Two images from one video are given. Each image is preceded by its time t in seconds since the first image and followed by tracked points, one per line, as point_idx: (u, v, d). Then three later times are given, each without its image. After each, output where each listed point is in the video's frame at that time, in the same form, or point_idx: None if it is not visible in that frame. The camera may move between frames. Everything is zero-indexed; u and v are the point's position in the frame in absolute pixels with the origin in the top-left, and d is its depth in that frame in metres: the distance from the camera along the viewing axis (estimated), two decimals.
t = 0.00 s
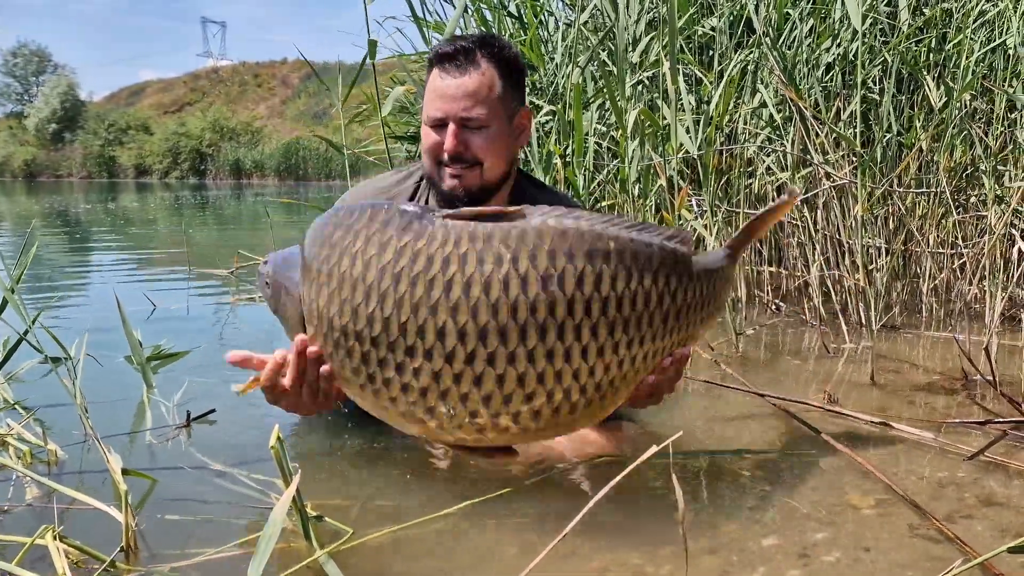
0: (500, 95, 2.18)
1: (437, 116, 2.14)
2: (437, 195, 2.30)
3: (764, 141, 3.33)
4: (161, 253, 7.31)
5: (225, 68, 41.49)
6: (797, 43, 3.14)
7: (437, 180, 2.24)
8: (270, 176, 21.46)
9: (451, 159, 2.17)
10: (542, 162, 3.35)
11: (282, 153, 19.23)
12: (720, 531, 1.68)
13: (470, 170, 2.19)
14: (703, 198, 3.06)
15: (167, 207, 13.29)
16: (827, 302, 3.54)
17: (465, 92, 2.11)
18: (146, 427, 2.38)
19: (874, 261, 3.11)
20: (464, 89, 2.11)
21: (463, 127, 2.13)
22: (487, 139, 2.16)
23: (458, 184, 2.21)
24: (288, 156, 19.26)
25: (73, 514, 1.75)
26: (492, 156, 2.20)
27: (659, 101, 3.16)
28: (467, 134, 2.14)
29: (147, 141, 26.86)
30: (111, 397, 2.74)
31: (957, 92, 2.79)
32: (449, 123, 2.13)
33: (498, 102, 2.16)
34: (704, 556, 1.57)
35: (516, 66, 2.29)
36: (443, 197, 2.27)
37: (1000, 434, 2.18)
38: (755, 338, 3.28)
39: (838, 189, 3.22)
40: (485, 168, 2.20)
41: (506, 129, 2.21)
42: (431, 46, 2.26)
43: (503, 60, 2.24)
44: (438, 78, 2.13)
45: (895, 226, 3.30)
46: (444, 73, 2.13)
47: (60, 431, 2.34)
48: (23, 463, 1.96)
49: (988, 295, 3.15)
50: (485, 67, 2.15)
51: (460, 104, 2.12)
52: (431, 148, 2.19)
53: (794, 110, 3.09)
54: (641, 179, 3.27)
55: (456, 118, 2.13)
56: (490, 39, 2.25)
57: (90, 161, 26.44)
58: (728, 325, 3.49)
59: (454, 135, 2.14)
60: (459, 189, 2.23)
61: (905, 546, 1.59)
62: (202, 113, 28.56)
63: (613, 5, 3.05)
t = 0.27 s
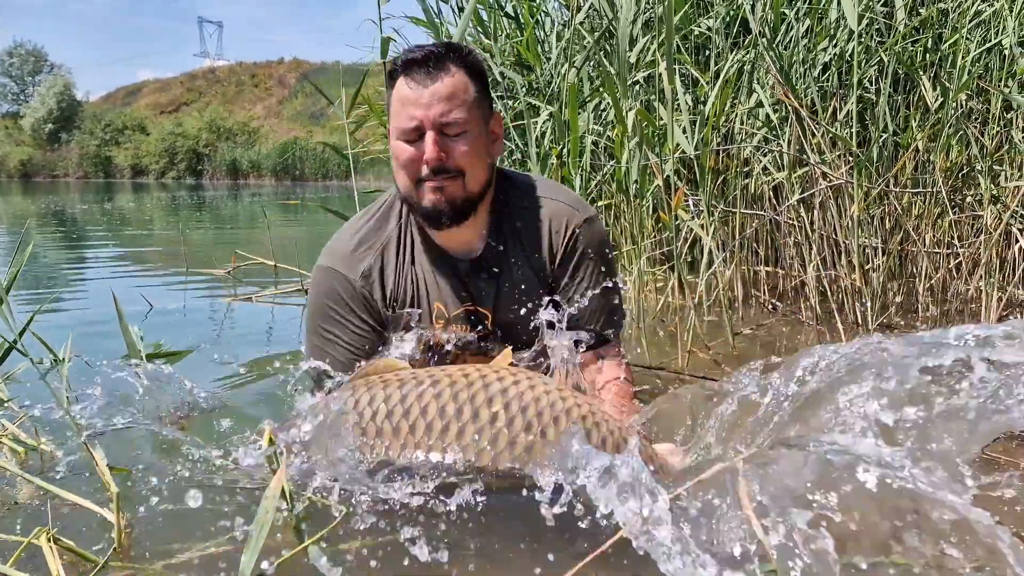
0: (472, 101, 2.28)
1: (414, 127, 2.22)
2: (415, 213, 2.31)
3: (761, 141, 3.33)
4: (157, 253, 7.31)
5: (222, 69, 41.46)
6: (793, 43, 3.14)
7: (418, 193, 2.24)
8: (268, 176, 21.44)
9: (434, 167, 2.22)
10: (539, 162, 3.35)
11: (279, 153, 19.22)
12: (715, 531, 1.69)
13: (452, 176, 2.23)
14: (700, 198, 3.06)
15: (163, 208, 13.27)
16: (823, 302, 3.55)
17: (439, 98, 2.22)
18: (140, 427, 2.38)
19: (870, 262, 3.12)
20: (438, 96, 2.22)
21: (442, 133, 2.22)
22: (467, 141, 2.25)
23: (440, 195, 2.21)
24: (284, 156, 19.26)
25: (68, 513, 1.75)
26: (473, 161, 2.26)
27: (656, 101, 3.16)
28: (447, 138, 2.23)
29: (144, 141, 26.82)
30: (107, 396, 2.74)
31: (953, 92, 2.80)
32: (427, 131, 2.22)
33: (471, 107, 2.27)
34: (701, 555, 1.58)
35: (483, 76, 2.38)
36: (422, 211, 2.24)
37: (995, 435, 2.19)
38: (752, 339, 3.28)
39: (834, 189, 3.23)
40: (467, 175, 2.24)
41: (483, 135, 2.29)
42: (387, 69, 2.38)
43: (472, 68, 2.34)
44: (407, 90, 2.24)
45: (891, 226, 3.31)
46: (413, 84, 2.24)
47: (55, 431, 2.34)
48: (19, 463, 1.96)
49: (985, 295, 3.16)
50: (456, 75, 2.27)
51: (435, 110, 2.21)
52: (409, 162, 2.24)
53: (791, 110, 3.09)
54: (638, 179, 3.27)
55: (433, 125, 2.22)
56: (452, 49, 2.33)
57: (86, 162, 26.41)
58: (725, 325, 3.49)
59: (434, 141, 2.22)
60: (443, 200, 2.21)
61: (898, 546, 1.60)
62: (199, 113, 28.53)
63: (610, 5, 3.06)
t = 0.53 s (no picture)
0: (420, 109, 2.13)
1: (361, 144, 2.08)
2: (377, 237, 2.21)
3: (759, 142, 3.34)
4: (155, 254, 7.30)
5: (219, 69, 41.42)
6: (791, 43, 3.15)
7: (376, 214, 2.12)
8: (265, 176, 21.42)
9: (388, 185, 2.09)
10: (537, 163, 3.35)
11: (276, 154, 19.20)
12: (716, 528, 1.69)
13: (410, 193, 2.11)
14: (699, 198, 3.06)
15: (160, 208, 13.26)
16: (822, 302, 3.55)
17: (383, 111, 2.07)
18: (136, 431, 2.38)
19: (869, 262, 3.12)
20: (380, 110, 2.07)
21: (390, 147, 2.08)
22: (420, 154, 2.10)
23: (401, 217, 2.12)
24: (281, 156, 19.24)
25: (67, 518, 1.75)
26: (428, 174, 2.12)
27: (654, 102, 3.16)
28: (397, 152, 2.08)
29: (140, 141, 26.77)
30: (102, 399, 2.73)
31: (951, 92, 2.81)
32: (375, 147, 2.07)
33: (419, 118, 2.12)
34: (702, 549, 1.58)
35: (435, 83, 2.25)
36: (386, 236, 2.16)
37: (993, 434, 2.20)
38: (750, 340, 3.29)
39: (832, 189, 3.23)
40: (425, 189, 2.12)
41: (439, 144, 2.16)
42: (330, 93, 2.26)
43: (416, 75, 2.17)
44: (348, 108, 2.09)
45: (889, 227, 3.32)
46: (351, 100, 2.08)
47: (53, 435, 2.33)
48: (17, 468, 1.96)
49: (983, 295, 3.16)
50: (397, 86, 2.11)
51: (380, 125, 2.06)
52: (360, 180, 2.10)
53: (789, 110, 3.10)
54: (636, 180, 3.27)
55: (381, 141, 2.07)
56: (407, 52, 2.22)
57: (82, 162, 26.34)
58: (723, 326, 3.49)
59: (383, 155, 2.07)
60: (405, 221, 2.12)
61: (897, 540, 1.61)
62: (196, 114, 28.50)
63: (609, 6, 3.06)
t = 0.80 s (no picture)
0: (355, 119, 2.00)
1: (296, 160, 1.99)
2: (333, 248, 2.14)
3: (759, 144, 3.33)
4: (150, 254, 7.28)
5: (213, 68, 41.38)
6: (791, 46, 3.14)
7: (320, 228, 2.05)
8: (260, 176, 21.39)
9: (326, 202, 2.00)
10: (538, 164, 3.35)
11: (271, 154, 19.19)
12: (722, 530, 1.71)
13: (348, 208, 2.01)
14: (701, 201, 3.06)
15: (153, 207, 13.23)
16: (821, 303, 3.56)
17: (314, 126, 1.97)
18: (139, 438, 2.37)
19: (870, 264, 3.13)
20: (309, 126, 1.97)
21: (323, 164, 1.97)
22: (355, 170, 1.99)
23: (342, 231, 2.03)
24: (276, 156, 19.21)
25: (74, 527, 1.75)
26: (366, 187, 2.01)
27: (656, 104, 3.15)
28: (331, 168, 1.98)
29: (135, 140, 26.70)
30: (102, 405, 2.72)
31: (951, 94, 2.81)
32: (309, 164, 1.98)
33: (354, 130, 1.99)
34: (708, 551, 1.60)
35: (379, 83, 2.09)
36: (335, 248, 2.09)
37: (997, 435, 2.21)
38: (750, 341, 3.30)
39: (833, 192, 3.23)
40: (365, 204, 2.01)
41: (379, 153, 2.03)
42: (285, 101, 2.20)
43: (358, 82, 2.04)
44: (286, 123, 2.01)
45: (889, 229, 3.32)
46: (287, 116, 2.01)
47: (56, 443, 2.33)
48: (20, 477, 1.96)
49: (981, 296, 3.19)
50: (327, 99, 1.98)
51: (310, 142, 1.97)
52: (300, 196, 2.03)
53: (790, 112, 3.09)
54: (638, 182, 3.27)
55: (313, 158, 1.97)
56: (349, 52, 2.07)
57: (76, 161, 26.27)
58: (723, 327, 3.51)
59: (317, 174, 1.97)
60: (346, 236, 2.03)
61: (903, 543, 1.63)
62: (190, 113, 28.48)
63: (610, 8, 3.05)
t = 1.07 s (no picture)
0: (310, 137, 2.10)
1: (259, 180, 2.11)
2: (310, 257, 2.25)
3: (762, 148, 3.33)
4: (146, 256, 7.24)
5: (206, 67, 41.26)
6: (795, 50, 3.14)
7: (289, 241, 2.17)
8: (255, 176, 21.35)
9: (289, 216, 2.10)
10: (543, 169, 3.34)
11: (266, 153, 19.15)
12: (744, 533, 1.72)
13: (310, 221, 2.11)
14: (708, 205, 3.06)
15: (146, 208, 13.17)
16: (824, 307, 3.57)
17: (272, 145, 2.08)
18: (149, 451, 2.36)
19: (875, 269, 3.13)
20: (267, 146, 2.08)
21: (282, 180, 2.08)
22: (313, 185, 2.09)
23: (308, 244, 2.14)
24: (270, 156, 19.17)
25: (92, 543, 1.75)
26: (327, 200, 2.10)
27: (660, 108, 3.15)
28: (290, 185, 2.08)
29: (128, 140, 26.60)
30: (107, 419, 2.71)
31: (957, 99, 2.82)
32: (270, 182, 2.09)
33: (311, 146, 2.10)
34: (731, 556, 1.61)
35: (338, 100, 2.21)
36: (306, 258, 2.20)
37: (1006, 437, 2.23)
38: (755, 345, 3.31)
39: (838, 197, 3.23)
40: (326, 216, 2.11)
41: (337, 167, 2.13)
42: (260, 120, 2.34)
43: (315, 100, 2.15)
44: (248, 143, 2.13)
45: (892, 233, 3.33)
46: (249, 136, 2.12)
47: (65, 458, 2.32)
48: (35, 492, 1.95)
49: (983, 298, 3.21)
50: (283, 118, 2.09)
51: (268, 161, 2.08)
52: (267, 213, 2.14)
53: (795, 117, 3.09)
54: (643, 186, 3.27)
55: (273, 176, 2.08)
56: (310, 71, 2.20)
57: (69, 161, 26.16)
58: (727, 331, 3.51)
59: (278, 192, 2.08)
60: (312, 247, 2.15)
61: (926, 544, 1.64)
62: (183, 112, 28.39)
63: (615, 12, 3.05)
